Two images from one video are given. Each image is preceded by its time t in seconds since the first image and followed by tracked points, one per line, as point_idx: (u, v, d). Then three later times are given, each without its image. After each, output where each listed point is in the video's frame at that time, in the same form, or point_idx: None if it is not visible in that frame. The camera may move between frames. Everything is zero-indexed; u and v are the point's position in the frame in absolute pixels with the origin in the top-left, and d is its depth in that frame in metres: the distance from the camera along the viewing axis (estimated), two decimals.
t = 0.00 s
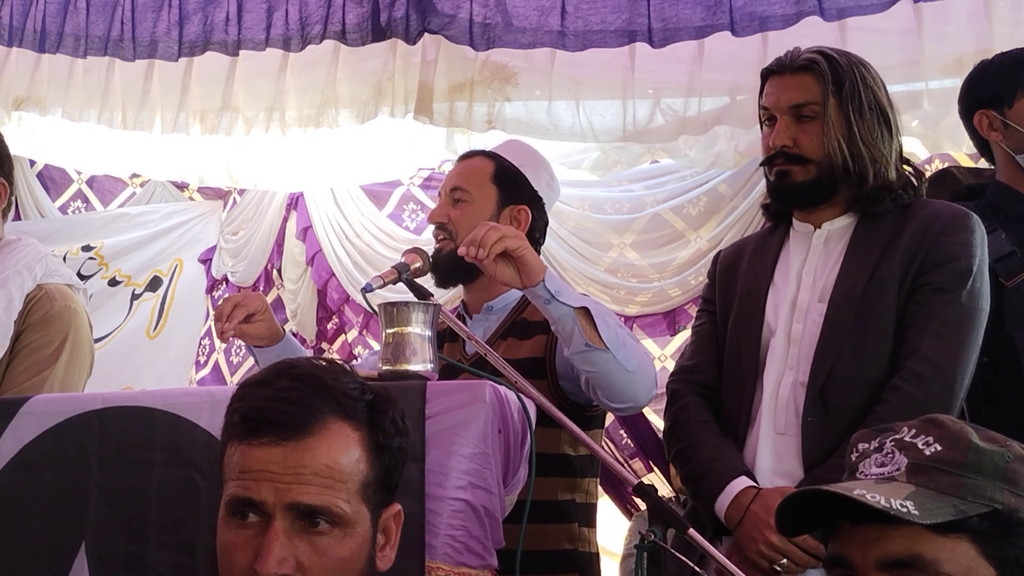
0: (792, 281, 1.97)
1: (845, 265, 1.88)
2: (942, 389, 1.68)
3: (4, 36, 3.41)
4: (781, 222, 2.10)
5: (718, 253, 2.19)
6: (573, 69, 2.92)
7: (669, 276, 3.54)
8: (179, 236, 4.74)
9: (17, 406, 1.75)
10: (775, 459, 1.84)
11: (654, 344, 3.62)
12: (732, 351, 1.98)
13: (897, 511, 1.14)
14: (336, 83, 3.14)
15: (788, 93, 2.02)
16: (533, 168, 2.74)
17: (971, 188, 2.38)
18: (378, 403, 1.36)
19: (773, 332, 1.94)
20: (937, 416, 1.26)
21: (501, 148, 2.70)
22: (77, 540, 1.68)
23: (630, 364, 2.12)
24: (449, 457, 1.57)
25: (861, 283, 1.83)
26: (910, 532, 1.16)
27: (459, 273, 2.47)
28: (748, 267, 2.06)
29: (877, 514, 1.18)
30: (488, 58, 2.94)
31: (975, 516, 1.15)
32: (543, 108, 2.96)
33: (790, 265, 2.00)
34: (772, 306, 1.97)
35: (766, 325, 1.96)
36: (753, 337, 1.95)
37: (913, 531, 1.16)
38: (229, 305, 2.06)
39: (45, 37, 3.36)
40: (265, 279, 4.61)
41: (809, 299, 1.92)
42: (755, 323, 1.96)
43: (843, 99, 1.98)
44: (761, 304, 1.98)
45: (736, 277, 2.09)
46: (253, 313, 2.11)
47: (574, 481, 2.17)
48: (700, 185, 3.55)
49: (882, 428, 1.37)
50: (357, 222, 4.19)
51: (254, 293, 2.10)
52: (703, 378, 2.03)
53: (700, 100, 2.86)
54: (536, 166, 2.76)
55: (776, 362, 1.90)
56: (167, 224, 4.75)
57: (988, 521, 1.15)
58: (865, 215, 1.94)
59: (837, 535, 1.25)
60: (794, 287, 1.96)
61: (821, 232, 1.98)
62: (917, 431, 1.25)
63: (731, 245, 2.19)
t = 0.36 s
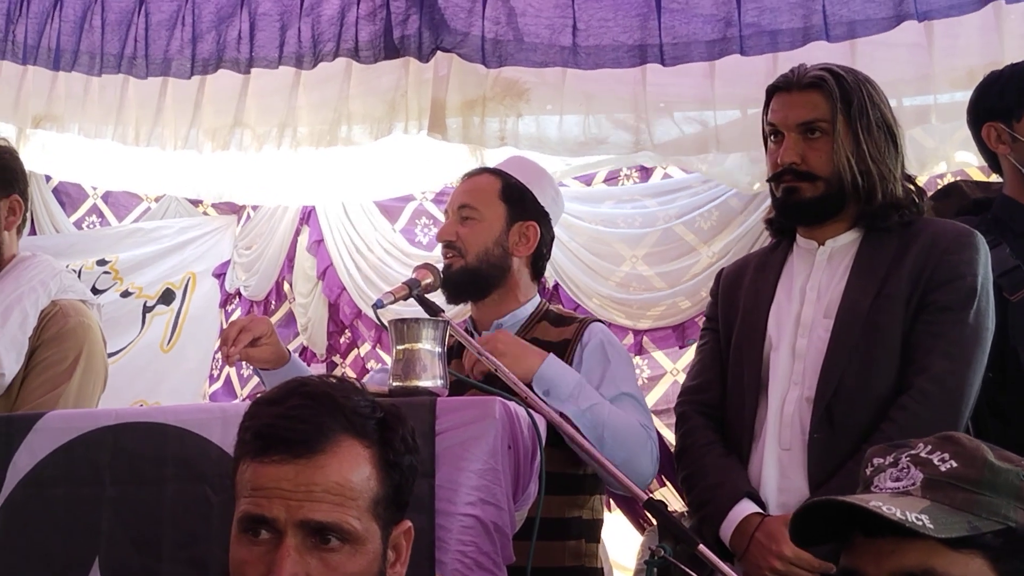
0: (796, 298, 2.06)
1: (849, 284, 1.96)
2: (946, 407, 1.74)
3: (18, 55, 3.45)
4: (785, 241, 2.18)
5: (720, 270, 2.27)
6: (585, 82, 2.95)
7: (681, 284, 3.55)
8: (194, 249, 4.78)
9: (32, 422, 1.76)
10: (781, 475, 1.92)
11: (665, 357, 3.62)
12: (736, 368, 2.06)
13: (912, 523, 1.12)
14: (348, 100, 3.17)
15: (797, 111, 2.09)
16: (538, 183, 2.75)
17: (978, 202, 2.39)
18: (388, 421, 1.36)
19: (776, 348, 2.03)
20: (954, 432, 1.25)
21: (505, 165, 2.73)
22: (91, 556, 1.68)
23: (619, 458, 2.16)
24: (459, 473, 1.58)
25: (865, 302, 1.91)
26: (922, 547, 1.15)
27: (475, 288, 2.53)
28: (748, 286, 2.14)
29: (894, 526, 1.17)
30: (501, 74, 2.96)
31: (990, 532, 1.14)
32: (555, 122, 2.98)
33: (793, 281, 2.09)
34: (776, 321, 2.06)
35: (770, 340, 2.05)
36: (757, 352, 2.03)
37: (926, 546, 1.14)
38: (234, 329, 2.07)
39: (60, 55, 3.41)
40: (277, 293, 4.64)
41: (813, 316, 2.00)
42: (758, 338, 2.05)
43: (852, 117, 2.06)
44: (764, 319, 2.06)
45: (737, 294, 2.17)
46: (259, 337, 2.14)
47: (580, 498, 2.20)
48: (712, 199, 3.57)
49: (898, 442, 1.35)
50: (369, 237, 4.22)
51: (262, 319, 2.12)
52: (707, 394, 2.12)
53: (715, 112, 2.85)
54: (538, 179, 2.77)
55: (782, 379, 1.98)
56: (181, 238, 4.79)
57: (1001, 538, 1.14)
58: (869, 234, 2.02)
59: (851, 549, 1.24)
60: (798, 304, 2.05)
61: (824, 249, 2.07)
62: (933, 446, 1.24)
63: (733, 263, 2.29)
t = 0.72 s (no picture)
0: (801, 311, 2.09)
1: (854, 299, 1.99)
2: (950, 421, 1.80)
3: (34, 64, 3.51)
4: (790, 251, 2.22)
5: (726, 283, 2.30)
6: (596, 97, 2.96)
7: (695, 294, 3.60)
8: (205, 257, 4.85)
9: (46, 434, 1.75)
10: (785, 487, 1.95)
11: (676, 368, 3.66)
12: (742, 382, 2.10)
13: (939, 542, 1.13)
14: (361, 109, 3.17)
15: (805, 125, 2.13)
16: (551, 197, 2.77)
17: (979, 218, 2.35)
18: (403, 436, 1.35)
19: (780, 359, 2.06)
20: (978, 452, 1.26)
21: (516, 177, 2.74)
22: (105, 569, 1.67)
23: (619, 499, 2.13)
24: (471, 487, 1.57)
25: (871, 317, 1.95)
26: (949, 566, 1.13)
27: (486, 301, 2.54)
28: (754, 299, 2.17)
29: (919, 546, 1.17)
30: (512, 87, 2.96)
31: (1016, 552, 1.14)
32: (566, 133, 2.98)
33: (799, 293, 2.12)
34: (781, 334, 2.09)
35: (775, 352, 2.07)
36: (762, 365, 2.06)
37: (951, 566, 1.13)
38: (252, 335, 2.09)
39: (76, 64, 3.45)
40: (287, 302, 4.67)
41: (818, 329, 2.04)
42: (763, 350, 2.08)
43: (859, 131, 2.11)
44: (770, 331, 2.09)
45: (743, 307, 2.21)
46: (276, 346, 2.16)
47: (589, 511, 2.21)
48: (726, 213, 3.55)
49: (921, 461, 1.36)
50: (378, 246, 4.24)
51: (275, 325, 2.10)
52: (713, 407, 2.15)
53: (722, 125, 2.86)
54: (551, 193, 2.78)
55: (788, 392, 2.02)
56: (192, 248, 4.84)
57: None
58: (875, 248, 2.06)
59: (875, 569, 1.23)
60: (803, 317, 2.08)
61: (830, 261, 2.11)
62: (959, 465, 1.25)
63: (740, 275, 2.32)
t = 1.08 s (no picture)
0: (803, 313, 2.11)
1: (854, 303, 2.01)
2: (951, 424, 1.81)
3: (42, 63, 3.47)
4: (796, 254, 2.24)
5: (732, 284, 2.33)
6: (606, 98, 2.93)
7: (702, 297, 3.63)
8: (213, 258, 4.84)
9: (54, 435, 1.73)
10: (785, 490, 1.98)
11: (684, 370, 3.68)
12: (745, 386, 2.13)
13: (961, 552, 1.14)
14: (372, 108, 3.14)
15: (801, 126, 2.18)
16: (560, 198, 2.76)
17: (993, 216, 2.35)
18: (414, 439, 1.34)
19: (782, 362, 2.09)
20: (1000, 458, 1.27)
21: (522, 178, 2.74)
22: (112, 569, 1.65)
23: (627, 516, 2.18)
24: (479, 489, 1.56)
25: (871, 320, 1.96)
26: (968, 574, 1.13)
27: (495, 303, 2.52)
28: (758, 302, 2.20)
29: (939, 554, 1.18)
30: (519, 87, 2.93)
31: None
32: (574, 135, 2.98)
33: (801, 295, 2.14)
34: (783, 336, 2.11)
35: (777, 355, 2.10)
36: (765, 368, 2.09)
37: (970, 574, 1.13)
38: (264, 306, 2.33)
39: (86, 62, 3.42)
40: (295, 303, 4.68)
41: (820, 332, 2.06)
42: (765, 353, 2.10)
43: (854, 131, 2.13)
44: (772, 334, 2.12)
45: (748, 310, 2.23)
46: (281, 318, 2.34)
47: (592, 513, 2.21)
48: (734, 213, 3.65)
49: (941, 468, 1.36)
50: (386, 247, 4.24)
51: (302, 294, 2.28)
52: (717, 409, 2.19)
53: (735, 126, 2.89)
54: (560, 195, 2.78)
55: (789, 395, 2.04)
56: (200, 248, 4.83)
57: None
58: (877, 250, 2.07)
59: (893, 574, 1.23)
60: (805, 319, 2.10)
61: (833, 263, 2.13)
62: (980, 472, 1.25)
63: (747, 276, 2.35)
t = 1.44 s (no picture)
0: (810, 312, 2.10)
1: (859, 302, 2.00)
2: (956, 424, 1.79)
3: (49, 63, 3.47)
4: (804, 254, 2.23)
5: (743, 284, 2.33)
6: (615, 94, 2.92)
7: (713, 295, 3.63)
8: (224, 257, 4.84)
9: (67, 433, 1.72)
10: (790, 490, 1.97)
11: (695, 368, 3.68)
12: (751, 387, 2.12)
13: (980, 551, 1.13)
14: (380, 109, 3.14)
15: (783, 129, 2.21)
16: (569, 197, 2.76)
17: (1012, 216, 2.34)
18: (434, 439, 1.33)
19: (788, 361, 2.08)
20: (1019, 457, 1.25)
21: (532, 176, 2.74)
22: (126, 567, 1.65)
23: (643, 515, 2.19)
24: (493, 488, 1.54)
25: (876, 319, 1.95)
26: None
27: (506, 300, 2.52)
28: (766, 301, 2.20)
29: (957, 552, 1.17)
30: (531, 82, 2.93)
31: None
32: (585, 133, 2.95)
33: (808, 295, 2.14)
34: (790, 335, 2.11)
35: (784, 354, 2.09)
36: (770, 367, 2.09)
37: None
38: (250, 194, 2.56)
39: (92, 64, 3.42)
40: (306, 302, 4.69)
41: (826, 331, 2.05)
42: (772, 353, 2.10)
43: (832, 132, 2.13)
44: (779, 334, 2.11)
45: (756, 310, 2.23)
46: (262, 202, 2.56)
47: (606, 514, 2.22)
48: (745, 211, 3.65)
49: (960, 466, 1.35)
50: (396, 246, 4.25)
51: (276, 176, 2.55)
52: (725, 409, 2.19)
53: (748, 120, 2.83)
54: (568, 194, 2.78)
55: (795, 394, 2.03)
56: (210, 246, 4.84)
57: None
58: (883, 250, 2.06)
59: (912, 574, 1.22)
60: (812, 319, 2.09)
61: (839, 262, 2.11)
62: (1000, 471, 1.23)
63: (758, 276, 2.34)
